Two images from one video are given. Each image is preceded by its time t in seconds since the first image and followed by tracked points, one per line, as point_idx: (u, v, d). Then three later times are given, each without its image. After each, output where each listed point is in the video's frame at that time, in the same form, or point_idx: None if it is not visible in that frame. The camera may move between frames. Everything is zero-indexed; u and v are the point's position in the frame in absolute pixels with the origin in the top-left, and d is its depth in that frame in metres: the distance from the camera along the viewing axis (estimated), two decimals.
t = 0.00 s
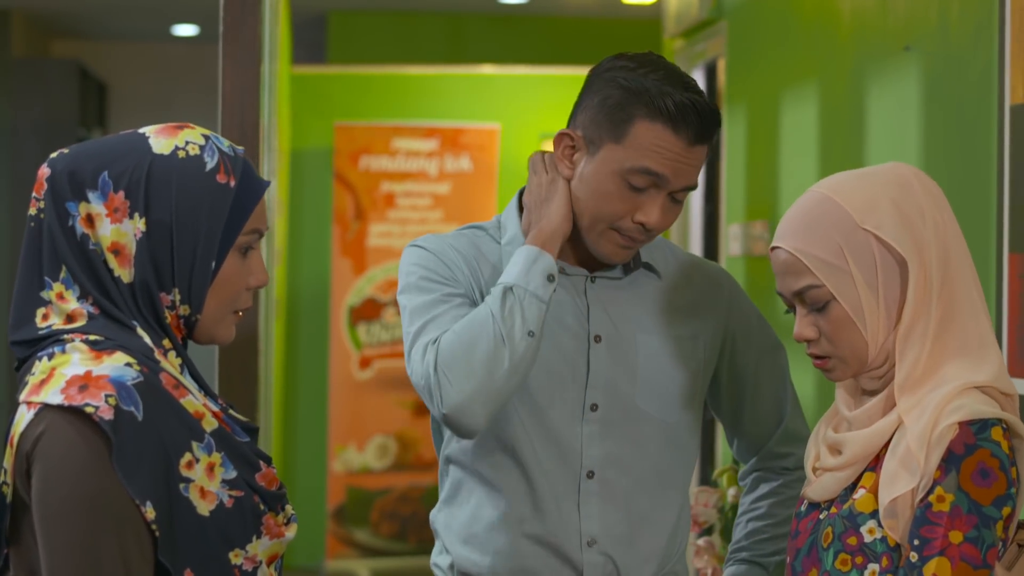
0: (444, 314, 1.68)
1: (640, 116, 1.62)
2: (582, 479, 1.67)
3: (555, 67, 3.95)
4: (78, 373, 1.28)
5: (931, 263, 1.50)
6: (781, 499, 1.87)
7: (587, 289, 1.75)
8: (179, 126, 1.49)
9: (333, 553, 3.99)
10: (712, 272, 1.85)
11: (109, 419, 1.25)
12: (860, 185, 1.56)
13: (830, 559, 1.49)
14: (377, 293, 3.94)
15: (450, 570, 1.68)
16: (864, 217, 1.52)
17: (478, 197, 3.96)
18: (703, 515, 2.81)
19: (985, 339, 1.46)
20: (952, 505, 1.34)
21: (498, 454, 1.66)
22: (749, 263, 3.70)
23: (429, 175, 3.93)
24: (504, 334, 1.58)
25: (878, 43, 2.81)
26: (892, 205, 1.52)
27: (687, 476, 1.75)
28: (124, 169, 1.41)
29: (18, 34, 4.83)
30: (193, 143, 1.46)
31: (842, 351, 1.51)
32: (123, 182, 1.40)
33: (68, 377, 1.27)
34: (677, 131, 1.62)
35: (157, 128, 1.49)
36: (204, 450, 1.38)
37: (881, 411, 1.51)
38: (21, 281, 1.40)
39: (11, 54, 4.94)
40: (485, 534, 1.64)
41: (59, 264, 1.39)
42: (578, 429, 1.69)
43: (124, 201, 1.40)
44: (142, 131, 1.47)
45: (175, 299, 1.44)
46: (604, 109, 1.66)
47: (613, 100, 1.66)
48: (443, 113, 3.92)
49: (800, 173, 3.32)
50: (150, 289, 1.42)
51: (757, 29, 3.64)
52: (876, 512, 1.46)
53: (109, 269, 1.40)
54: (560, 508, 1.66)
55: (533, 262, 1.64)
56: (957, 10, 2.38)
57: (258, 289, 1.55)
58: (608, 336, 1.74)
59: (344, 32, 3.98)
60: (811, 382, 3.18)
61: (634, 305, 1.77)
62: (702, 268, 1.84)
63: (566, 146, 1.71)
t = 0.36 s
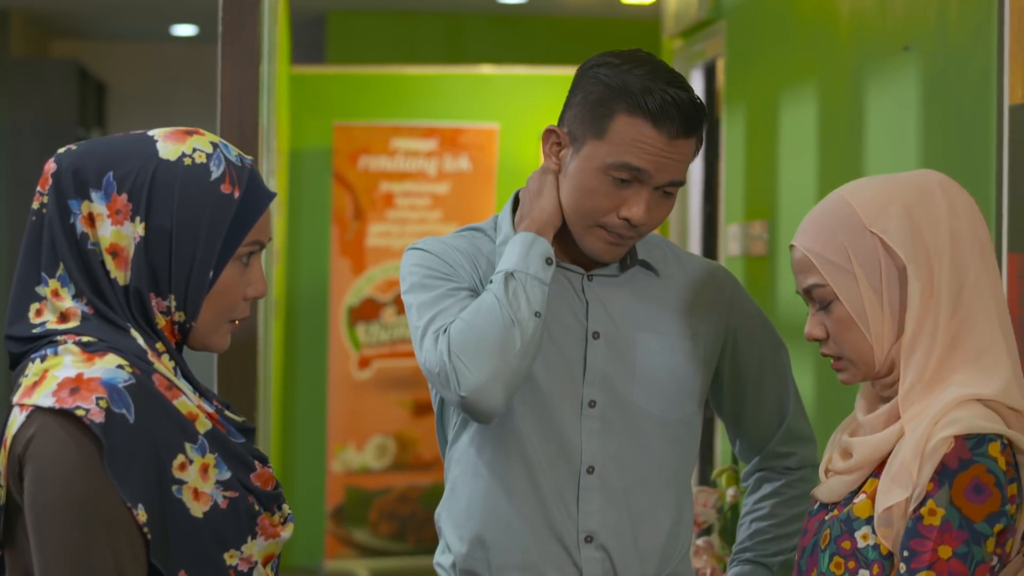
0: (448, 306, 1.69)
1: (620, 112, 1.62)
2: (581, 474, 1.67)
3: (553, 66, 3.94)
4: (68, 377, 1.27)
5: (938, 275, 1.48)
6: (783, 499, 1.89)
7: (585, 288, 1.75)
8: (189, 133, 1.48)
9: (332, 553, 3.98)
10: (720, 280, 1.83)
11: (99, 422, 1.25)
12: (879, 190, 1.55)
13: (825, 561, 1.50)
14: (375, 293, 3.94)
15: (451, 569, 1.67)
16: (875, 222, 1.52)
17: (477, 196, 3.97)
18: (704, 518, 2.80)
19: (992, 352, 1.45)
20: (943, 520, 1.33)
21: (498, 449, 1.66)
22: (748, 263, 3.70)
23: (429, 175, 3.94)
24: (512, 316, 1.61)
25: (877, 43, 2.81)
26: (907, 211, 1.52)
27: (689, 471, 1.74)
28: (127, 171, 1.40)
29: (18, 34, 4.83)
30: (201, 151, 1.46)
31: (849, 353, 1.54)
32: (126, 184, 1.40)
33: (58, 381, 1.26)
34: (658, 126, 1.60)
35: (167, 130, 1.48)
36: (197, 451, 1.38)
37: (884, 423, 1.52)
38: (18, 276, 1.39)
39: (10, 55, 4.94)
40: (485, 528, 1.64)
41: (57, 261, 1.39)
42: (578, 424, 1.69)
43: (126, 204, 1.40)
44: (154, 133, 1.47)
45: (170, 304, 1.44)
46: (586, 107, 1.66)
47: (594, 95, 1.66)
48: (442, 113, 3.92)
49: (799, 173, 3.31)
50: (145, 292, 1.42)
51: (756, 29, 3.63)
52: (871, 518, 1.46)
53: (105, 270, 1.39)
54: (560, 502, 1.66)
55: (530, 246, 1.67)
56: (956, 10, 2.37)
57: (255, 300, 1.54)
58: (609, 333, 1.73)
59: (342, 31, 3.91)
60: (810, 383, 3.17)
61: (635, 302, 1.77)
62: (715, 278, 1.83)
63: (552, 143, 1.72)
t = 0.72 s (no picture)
0: (444, 319, 1.68)
1: (610, 99, 1.63)
2: (580, 478, 1.67)
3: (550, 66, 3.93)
4: (70, 377, 1.27)
5: (917, 267, 1.47)
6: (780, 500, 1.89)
7: (582, 290, 1.76)
8: (190, 133, 1.47)
9: (329, 553, 3.98)
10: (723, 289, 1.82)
11: (102, 422, 1.24)
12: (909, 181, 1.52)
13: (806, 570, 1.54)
14: (373, 293, 3.93)
15: (449, 569, 1.67)
16: (884, 204, 1.51)
17: (474, 196, 3.95)
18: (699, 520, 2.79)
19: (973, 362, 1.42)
20: (893, 547, 1.34)
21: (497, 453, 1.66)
22: (745, 263, 3.71)
23: (426, 175, 3.92)
24: (508, 340, 1.60)
25: (875, 43, 2.81)
26: (919, 204, 1.49)
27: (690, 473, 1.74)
28: (129, 171, 1.40)
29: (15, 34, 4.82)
30: (202, 151, 1.45)
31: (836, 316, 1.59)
32: (128, 184, 1.40)
33: (61, 381, 1.26)
34: (649, 111, 1.61)
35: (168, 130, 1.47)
36: (199, 452, 1.38)
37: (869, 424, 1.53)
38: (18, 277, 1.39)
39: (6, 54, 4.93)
40: (478, 531, 1.64)
41: (55, 263, 1.38)
42: (576, 428, 1.69)
43: (127, 205, 1.39)
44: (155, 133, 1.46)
45: (174, 305, 1.44)
46: (576, 99, 1.67)
47: (586, 86, 1.67)
48: (439, 113, 3.92)
49: (796, 173, 3.31)
50: (148, 293, 1.41)
51: (754, 29, 3.64)
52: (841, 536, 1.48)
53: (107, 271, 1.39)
54: (558, 506, 1.66)
55: (530, 269, 1.65)
56: (954, 10, 2.38)
57: (257, 299, 1.54)
58: (606, 335, 1.73)
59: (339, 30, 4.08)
60: (807, 382, 3.17)
61: (635, 304, 1.77)
62: (724, 296, 1.82)
63: (546, 141, 1.73)
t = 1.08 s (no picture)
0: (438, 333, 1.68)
1: (601, 85, 1.64)
2: (577, 481, 1.68)
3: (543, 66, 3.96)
4: (71, 377, 1.26)
5: (891, 269, 1.32)
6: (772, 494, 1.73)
7: (581, 292, 1.76)
8: (197, 133, 1.47)
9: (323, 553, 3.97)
10: (716, 280, 1.83)
11: (102, 423, 1.24)
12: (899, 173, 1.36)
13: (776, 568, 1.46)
14: (367, 293, 3.93)
15: (443, 569, 1.67)
16: (869, 196, 1.35)
17: (468, 195, 3.96)
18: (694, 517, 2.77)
19: (929, 374, 1.29)
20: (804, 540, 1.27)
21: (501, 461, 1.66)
22: (739, 263, 3.72)
23: (420, 174, 3.93)
24: (501, 363, 1.60)
25: (868, 43, 2.82)
26: (903, 201, 1.33)
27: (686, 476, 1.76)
28: (135, 170, 1.40)
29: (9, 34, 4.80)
30: (210, 151, 1.45)
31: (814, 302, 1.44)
32: (134, 184, 1.39)
33: (61, 381, 1.26)
34: (640, 95, 1.62)
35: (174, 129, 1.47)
36: (198, 452, 1.38)
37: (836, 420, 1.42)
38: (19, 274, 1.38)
39: None
40: (475, 531, 1.64)
41: (57, 259, 1.37)
42: (574, 431, 1.69)
43: (134, 203, 1.39)
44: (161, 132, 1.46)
45: (176, 305, 1.43)
46: (567, 90, 1.68)
47: (575, 76, 1.68)
48: (434, 113, 3.92)
49: (790, 173, 3.32)
50: (152, 292, 1.41)
51: (747, 29, 3.64)
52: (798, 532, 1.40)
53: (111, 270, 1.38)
54: (557, 510, 1.67)
55: (529, 288, 1.64)
56: (947, 10, 2.39)
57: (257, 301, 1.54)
58: (604, 338, 1.74)
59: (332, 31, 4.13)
60: (801, 382, 3.18)
61: (631, 303, 1.78)
62: (708, 278, 1.83)
63: (542, 136, 1.73)
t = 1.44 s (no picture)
0: (391, 342, 1.57)
1: (586, 94, 1.55)
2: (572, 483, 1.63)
3: (533, 66, 3.99)
4: (73, 377, 1.23)
5: (885, 270, 1.27)
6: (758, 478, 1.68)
7: (572, 292, 1.70)
8: (184, 127, 1.41)
9: (315, 553, 3.96)
10: (705, 280, 1.80)
11: (105, 424, 1.21)
12: (893, 171, 1.31)
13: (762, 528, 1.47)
14: (359, 293, 3.92)
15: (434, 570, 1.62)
16: (860, 194, 1.30)
17: (460, 196, 3.95)
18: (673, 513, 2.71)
19: (919, 375, 1.24)
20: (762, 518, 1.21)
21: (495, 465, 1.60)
22: (732, 263, 3.72)
23: (412, 175, 3.92)
24: (437, 381, 1.46)
25: (861, 43, 2.83)
26: (893, 199, 1.28)
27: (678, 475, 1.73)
28: (137, 171, 1.33)
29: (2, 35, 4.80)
30: (202, 144, 1.39)
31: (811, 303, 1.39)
32: (138, 185, 1.32)
33: (63, 381, 1.22)
34: (625, 104, 1.53)
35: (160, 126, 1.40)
36: (199, 454, 1.35)
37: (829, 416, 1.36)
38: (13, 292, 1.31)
39: None
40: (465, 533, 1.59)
41: (51, 271, 1.30)
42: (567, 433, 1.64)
43: (141, 204, 1.33)
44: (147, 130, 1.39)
45: (192, 298, 1.39)
46: (551, 97, 1.59)
47: (560, 83, 1.59)
48: (426, 113, 3.93)
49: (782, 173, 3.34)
50: (167, 290, 1.36)
51: (739, 29, 3.65)
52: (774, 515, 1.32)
53: (123, 273, 1.32)
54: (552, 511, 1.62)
55: (476, 304, 1.48)
56: (938, 10, 2.40)
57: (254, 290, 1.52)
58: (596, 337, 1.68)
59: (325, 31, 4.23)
60: (794, 381, 3.19)
61: (620, 304, 1.72)
62: (698, 279, 1.80)
63: (528, 140, 1.65)
